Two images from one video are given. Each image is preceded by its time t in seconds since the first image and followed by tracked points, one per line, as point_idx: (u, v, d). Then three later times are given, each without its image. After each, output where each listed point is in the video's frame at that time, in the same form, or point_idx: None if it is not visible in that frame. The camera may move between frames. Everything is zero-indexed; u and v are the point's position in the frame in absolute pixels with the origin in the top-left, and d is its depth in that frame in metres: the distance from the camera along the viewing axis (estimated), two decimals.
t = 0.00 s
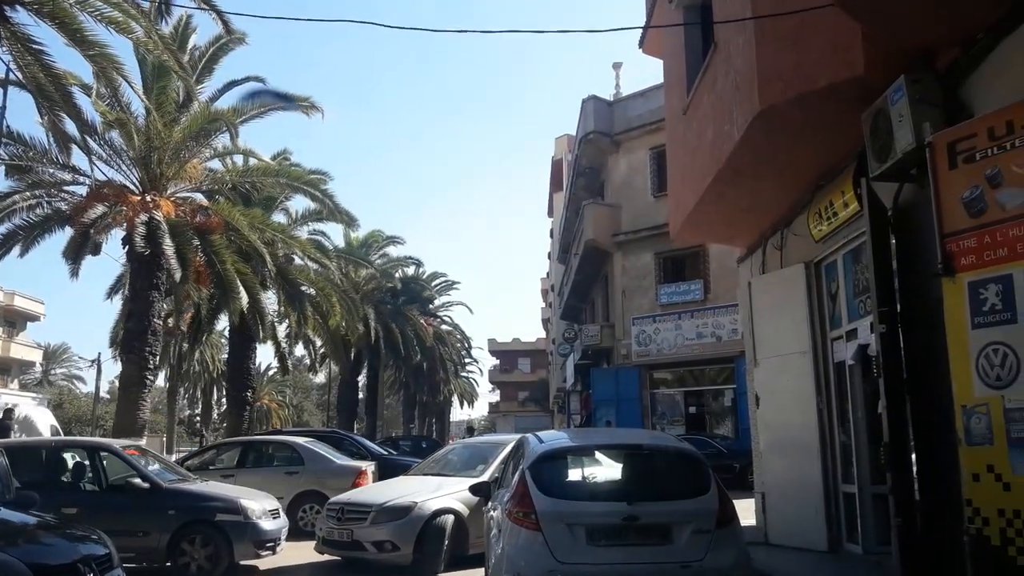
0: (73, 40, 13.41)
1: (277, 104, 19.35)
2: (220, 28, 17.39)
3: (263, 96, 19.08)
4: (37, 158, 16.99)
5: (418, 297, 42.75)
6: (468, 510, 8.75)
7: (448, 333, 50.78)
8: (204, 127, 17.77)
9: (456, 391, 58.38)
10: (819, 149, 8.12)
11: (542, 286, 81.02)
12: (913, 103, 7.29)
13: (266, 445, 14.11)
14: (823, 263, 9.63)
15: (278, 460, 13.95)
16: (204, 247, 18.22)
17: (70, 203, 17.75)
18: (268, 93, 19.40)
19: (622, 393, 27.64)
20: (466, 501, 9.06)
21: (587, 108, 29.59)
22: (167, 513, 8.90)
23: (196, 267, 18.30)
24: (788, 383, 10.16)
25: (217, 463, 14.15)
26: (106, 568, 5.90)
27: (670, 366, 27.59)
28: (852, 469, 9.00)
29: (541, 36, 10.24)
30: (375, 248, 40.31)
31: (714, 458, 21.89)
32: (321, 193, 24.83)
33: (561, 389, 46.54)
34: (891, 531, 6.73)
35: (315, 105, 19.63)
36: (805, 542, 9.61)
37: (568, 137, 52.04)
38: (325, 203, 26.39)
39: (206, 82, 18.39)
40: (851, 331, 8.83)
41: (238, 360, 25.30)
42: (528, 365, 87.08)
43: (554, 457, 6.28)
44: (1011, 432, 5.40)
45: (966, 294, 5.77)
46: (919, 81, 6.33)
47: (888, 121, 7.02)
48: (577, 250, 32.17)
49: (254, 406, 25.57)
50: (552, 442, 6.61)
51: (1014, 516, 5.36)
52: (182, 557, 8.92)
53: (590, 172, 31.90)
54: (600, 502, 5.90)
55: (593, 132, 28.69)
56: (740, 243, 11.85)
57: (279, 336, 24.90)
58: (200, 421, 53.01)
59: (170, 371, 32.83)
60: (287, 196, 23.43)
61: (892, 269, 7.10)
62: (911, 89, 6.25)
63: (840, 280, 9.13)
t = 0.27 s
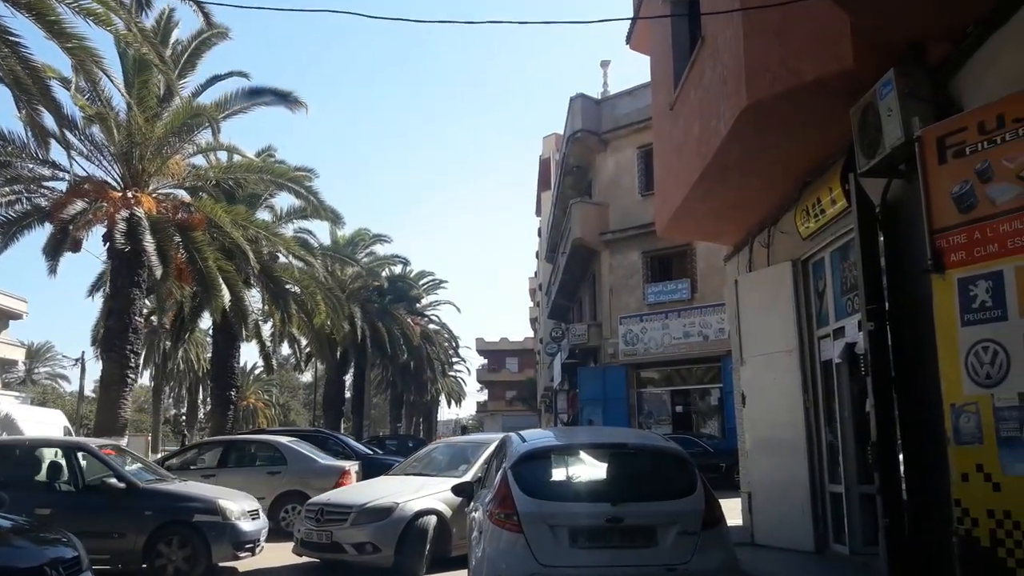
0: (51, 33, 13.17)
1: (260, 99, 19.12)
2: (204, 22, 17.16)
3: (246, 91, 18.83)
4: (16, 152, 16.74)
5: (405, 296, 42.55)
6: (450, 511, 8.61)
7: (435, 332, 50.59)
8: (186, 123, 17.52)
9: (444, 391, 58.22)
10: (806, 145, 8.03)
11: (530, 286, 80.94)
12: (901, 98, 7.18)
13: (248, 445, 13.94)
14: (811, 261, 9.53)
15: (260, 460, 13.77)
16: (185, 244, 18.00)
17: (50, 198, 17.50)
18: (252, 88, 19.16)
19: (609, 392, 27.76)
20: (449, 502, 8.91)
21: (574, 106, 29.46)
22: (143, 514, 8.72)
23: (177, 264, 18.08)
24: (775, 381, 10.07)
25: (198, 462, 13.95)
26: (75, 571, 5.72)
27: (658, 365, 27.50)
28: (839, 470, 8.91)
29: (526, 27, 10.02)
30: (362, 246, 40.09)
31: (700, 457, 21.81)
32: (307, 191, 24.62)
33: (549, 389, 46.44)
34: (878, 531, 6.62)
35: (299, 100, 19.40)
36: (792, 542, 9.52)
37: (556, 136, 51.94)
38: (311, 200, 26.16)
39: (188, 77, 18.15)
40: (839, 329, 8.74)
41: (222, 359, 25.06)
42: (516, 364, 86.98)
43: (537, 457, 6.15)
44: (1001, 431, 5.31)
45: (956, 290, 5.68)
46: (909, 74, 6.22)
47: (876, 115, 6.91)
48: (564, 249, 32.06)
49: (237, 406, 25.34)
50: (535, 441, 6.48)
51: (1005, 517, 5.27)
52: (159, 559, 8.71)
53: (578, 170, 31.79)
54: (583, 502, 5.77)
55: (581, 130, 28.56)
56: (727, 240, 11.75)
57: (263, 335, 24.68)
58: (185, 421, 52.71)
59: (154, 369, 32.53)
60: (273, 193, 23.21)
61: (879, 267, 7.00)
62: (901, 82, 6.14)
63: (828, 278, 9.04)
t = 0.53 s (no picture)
0: (29, 25, 12.92)
1: (244, 95, 18.89)
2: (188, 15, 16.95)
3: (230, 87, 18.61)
4: None
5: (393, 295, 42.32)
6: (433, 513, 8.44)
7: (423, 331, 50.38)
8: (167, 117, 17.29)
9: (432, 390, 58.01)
10: (796, 140, 7.91)
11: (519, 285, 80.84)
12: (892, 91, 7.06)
13: (230, 445, 13.74)
14: (800, 258, 9.42)
15: (242, 460, 13.57)
16: (168, 241, 17.77)
17: (30, 195, 17.25)
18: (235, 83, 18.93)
19: (598, 392, 27.64)
20: (432, 503, 8.75)
21: (563, 104, 29.30)
22: (120, 515, 8.53)
23: (160, 261, 17.85)
24: (763, 380, 9.96)
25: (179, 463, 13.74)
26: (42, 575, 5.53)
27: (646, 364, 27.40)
28: (828, 469, 8.79)
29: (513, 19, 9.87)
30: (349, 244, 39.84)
31: (688, 457, 21.72)
32: (293, 188, 24.40)
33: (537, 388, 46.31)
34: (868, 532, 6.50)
35: (283, 95, 19.17)
36: (780, 543, 9.40)
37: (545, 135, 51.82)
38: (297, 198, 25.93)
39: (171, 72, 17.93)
40: (828, 327, 8.63)
41: (206, 358, 24.81)
42: (505, 364, 86.85)
43: (522, 458, 6.01)
44: (994, 431, 5.19)
45: (948, 287, 5.57)
46: (901, 68, 6.11)
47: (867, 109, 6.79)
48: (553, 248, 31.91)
49: (221, 406, 25.09)
50: (519, 441, 6.33)
51: (998, 519, 5.15)
52: (136, 562, 8.54)
53: (566, 169, 31.65)
54: (567, 504, 5.63)
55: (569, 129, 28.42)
56: (716, 238, 11.65)
57: (248, 334, 24.44)
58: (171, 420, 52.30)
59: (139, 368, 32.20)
60: (258, 190, 22.99)
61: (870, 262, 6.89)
62: (892, 75, 6.03)
63: (817, 275, 8.93)
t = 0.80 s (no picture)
0: (14, 21, 12.77)
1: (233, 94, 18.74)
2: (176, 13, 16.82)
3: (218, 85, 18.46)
4: None
5: (384, 294, 42.18)
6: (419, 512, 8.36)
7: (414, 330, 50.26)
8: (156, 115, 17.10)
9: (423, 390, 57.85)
10: (785, 137, 7.86)
11: (510, 285, 80.76)
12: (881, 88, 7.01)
13: (217, 445, 13.64)
14: (789, 257, 9.37)
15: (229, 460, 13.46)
16: (156, 239, 17.64)
17: (17, 193, 17.09)
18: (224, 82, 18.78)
19: (587, 391, 27.65)
20: (418, 503, 8.66)
21: (553, 104, 29.22)
22: (103, 516, 8.42)
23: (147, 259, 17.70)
24: (752, 378, 9.90)
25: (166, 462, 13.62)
26: None
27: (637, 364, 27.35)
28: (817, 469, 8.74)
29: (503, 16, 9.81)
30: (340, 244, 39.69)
31: (678, 456, 21.67)
32: (282, 187, 24.27)
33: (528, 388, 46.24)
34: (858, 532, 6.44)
35: (272, 94, 19.02)
36: (769, 542, 9.35)
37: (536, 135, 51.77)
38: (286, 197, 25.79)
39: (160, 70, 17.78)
40: (817, 326, 8.58)
41: (195, 357, 24.64)
42: (496, 364, 86.76)
43: (508, 456, 5.93)
44: (984, 430, 5.14)
45: (938, 284, 5.51)
46: (890, 64, 6.06)
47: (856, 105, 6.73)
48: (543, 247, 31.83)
49: (211, 406, 24.93)
50: (506, 441, 6.25)
51: (989, 518, 5.10)
52: (119, 563, 8.43)
53: (557, 168, 31.58)
54: (554, 503, 5.55)
55: (560, 129, 28.34)
56: (705, 236, 11.60)
57: (237, 333, 24.28)
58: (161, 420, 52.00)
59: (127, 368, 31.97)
60: (247, 189, 22.85)
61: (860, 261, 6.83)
62: (881, 71, 5.98)
63: (806, 274, 8.88)
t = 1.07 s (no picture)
0: None
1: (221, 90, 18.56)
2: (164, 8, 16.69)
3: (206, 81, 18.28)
4: None
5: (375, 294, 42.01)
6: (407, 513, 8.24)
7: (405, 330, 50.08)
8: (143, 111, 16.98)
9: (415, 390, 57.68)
10: (776, 134, 7.77)
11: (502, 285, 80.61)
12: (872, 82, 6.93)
13: (204, 446, 13.48)
14: (780, 255, 9.28)
15: (216, 461, 13.30)
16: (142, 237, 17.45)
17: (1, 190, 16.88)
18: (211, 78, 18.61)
19: (579, 391, 27.78)
20: (406, 505, 8.54)
21: (545, 103, 29.09)
22: (84, 517, 8.28)
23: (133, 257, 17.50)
24: (744, 378, 9.81)
25: (152, 463, 13.45)
26: None
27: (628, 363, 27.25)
28: (808, 469, 8.65)
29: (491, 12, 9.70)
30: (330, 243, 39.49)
31: (669, 456, 21.58)
32: (271, 185, 24.09)
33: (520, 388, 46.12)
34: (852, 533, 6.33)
35: (260, 90, 18.84)
36: (761, 543, 9.25)
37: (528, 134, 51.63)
38: (275, 195, 25.61)
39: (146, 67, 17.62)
40: (809, 325, 8.49)
41: (183, 357, 24.42)
42: (487, 364, 86.56)
43: (495, 457, 5.80)
44: (981, 430, 5.04)
45: (933, 281, 5.42)
46: (883, 58, 5.98)
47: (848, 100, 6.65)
48: (535, 246, 31.70)
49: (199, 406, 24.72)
50: (493, 441, 6.13)
51: (986, 519, 5.01)
52: (100, 565, 8.28)
53: (548, 167, 31.46)
54: (542, 504, 5.44)
55: (552, 127, 28.22)
56: (696, 235, 11.52)
57: (226, 332, 24.08)
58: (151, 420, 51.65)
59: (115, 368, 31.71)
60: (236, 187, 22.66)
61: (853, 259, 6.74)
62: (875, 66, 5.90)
63: (798, 273, 8.79)
